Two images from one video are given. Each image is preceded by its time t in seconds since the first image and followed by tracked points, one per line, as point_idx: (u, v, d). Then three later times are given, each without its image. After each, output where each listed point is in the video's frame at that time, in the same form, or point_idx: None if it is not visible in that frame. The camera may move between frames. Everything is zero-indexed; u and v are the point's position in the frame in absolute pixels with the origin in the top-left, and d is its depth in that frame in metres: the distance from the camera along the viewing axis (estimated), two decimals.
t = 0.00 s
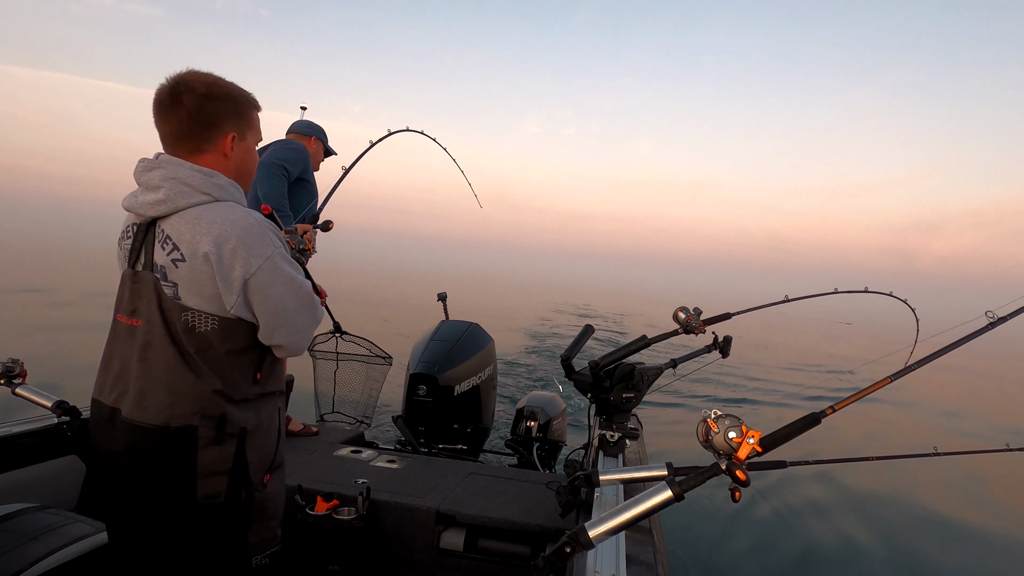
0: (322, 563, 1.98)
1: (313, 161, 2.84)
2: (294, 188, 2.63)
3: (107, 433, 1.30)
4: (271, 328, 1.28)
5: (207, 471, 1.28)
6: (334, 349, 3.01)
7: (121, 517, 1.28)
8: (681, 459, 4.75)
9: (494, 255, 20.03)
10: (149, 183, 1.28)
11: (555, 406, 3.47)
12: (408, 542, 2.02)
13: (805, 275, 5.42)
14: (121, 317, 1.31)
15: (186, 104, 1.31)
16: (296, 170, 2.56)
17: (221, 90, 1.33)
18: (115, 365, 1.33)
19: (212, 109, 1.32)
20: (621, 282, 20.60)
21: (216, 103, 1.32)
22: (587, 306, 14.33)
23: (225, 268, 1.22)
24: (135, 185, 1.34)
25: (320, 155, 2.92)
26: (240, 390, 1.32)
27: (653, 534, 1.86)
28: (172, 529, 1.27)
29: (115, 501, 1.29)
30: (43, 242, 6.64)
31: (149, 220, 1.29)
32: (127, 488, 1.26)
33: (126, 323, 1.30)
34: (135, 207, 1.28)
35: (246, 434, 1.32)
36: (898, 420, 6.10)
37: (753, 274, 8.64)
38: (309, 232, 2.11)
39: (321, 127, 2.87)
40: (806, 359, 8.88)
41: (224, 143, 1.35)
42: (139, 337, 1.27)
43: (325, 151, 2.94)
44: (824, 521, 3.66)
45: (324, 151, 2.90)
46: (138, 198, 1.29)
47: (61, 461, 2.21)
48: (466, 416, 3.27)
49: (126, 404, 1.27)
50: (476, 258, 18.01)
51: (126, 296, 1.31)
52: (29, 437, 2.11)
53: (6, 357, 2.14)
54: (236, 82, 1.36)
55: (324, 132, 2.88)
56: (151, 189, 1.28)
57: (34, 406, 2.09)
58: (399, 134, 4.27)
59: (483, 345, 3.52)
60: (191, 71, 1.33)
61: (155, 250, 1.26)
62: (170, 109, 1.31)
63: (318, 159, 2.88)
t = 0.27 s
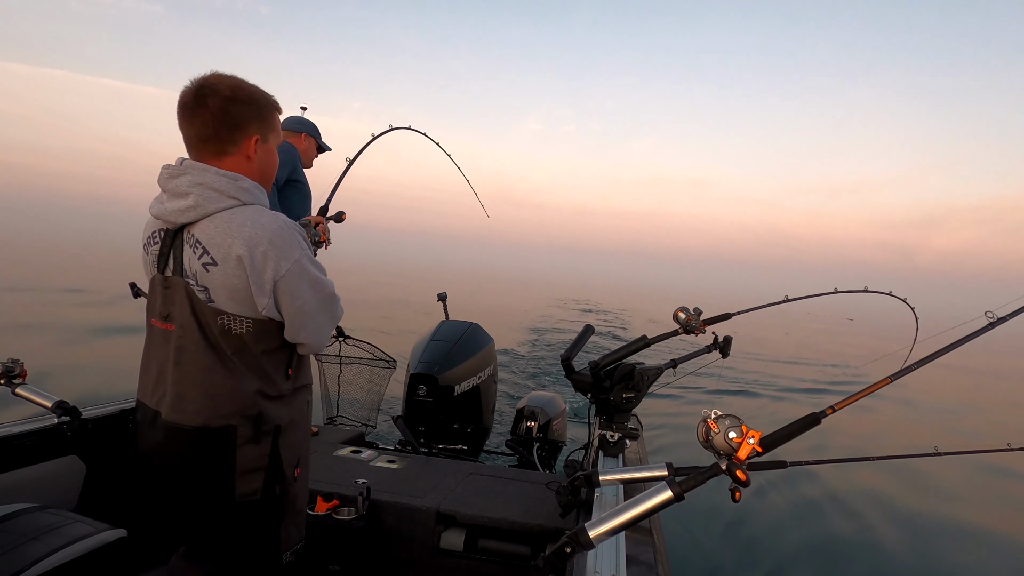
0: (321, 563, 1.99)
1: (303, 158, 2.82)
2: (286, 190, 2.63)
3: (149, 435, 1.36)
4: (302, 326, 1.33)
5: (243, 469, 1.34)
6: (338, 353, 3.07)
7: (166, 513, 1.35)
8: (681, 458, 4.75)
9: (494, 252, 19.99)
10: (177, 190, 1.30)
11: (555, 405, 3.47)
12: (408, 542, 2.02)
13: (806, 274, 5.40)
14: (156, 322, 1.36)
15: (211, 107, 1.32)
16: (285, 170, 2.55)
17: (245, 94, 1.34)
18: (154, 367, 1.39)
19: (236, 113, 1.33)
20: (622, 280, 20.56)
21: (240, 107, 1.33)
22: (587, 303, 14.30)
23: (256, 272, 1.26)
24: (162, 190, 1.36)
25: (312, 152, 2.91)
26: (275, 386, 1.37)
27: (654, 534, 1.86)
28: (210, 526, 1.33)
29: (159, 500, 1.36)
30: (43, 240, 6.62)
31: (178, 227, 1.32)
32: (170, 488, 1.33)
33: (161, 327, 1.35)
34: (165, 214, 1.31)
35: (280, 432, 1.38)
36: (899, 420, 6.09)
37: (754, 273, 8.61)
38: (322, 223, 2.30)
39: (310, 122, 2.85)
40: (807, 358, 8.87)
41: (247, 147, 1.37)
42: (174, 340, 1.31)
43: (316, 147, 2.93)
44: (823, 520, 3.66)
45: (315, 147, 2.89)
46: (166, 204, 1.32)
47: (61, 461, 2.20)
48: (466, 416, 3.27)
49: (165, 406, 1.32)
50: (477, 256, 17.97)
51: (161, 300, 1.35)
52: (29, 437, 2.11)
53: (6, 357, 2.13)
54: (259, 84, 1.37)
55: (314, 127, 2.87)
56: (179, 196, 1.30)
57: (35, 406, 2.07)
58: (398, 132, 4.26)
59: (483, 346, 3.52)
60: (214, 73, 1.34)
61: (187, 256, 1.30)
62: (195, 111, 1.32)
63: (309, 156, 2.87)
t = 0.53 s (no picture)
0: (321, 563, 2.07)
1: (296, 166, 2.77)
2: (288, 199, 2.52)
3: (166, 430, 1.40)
4: (310, 328, 1.34)
5: (257, 461, 1.36)
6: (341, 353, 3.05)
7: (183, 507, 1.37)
8: (682, 457, 4.74)
9: (494, 249, 19.96)
10: (190, 197, 1.33)
11: (555, 405, 3.47)
12: (408, 543, 2.02)
13: (807, 272, 5.38)
14: (173, 322, 1.40)
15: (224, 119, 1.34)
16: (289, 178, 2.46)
17: (257, 107, 1.35)
18: (171, 366, 1.42)
19: (247, 126, 1.35)
20: (623, 276, 20.54)
21: (252, 120, 1.34)
22: (587, 299, 14.25)
23: (265, 275, 1.27)
24: (178, 195, 1.39)
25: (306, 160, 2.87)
26: (285, 382, 1.38)
27: (654, 534, 1.86)
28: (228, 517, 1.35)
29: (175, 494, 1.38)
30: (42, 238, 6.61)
31: (191, 232, 1.34)
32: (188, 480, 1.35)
33: (177, 327, 1.39)
34: (179, 221, 1.34)
35: (290, 425, 1.40)
36: (900, 418, 6.09)
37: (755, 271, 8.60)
38: (335, 226, 2.25)
39: (303, 130, 2.82)
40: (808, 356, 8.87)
41: (257, 158, 1.38)
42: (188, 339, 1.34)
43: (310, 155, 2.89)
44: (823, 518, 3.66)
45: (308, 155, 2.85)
46: (181, 210, 1.34)
47: (61, 461, 2.20)
48: (467, 416, 3.27)
49: (181, 402, 1.36)
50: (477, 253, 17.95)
51: (177, 300, 1.38)
52: (28, 437, 2.10)
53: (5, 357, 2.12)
54: (271, 98, 1.38)
55: (307, 136, 2.84)
56: (192, 203, 1.33)
57: (34, 405, 2.06)
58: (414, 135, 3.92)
59: (483, 346, 3.52)
60: (227, 87, 1.36)
61: (199, 260, 1.32)
62: (209, 123, 1.34)
63: (305, 166, 2.82)
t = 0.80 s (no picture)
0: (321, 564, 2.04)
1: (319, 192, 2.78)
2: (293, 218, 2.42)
3: (190, 423, 1.41)
4: (329, 325, 1.38)
5: (285, 443, 1.39)
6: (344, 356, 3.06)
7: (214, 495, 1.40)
8: (682, 456, 4.74)
9: (494, 247, 19.95)
10: (212, 204, 1.36)
11: (555, 405, 3.47)
12: (408, 543, 2.02)
13: (808, 272, 5.37)
14: (193, 321, 1.42)
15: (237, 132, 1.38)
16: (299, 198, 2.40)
17: (268, 119, 1.39)
18: (190, 363, 1.43)
19: (259, 137, 1.38)
20: (623, 274, 20.52)
21: (263, 131, 1.38)
22: (589, 296, 14.23)
23: (287, 278, 1.31)
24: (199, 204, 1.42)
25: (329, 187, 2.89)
26: (304, 374, 1.42)
27: (654, 534, 1.86)
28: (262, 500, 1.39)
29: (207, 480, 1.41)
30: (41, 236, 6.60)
31: (213, 236, 1.37)
32: (221, 465, 1.39)
33: (198, 326, 1.41)
34: (202, 227, 1.37)
35: (313, 411, 1.44)
36: (900, 417, 6.09)
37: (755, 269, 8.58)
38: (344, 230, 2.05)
39: (328, 158, 2.86)
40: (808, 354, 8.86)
41: (270, 166, 1.41)
42: (211, 337, 1.37)
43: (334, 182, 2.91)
44: (824, 517, 3.66)
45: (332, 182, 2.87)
46: (203, 218, 1.38)
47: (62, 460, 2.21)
48: (467, 416, 3.27)
49: (206, 396, 1.38)
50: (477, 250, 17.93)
51: (199, 300, 1.40)
52: (29, 437, 2.10)
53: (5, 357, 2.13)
54: (281, 109, 1.42)
55: (329, 162, 2.87)
56: (214, 209, 1.36)
57: (34, 406, 2.06)
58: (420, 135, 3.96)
59: (483, 345, 3.52)
60: (241, 102, 1.40)
61: (221, 263, 1.35)
62: (222, 138, 1.39)
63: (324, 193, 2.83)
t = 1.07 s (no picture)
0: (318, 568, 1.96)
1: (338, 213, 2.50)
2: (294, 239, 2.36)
3: (230, 419, 1.48)
4: (369, 325, 1.55)
5: (321, 440, 1.51)
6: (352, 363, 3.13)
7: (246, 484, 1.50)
8: (682, 456, 4.74)
9: (494, 247, 19.93)
10: (267, 213, 1.48)
11: (555, 405, 3.47)
12: (408, 543, 2.02)
13: (807, 272, 5.37)
14: (234, 323, 1.49)
15: (286, 145, 1.53)
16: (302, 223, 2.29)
17: (313, 134, 1.56)
18: (229, 364, 1.50)
19: (307, 150, 1.54)
20: (623, 275, 20.50)
21: (311, 144, 1.54)
22: (589, 295, 14.21)
23: (340, 282, 1.46)
24: (246, 211, 1.52)
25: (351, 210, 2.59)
26: (342, 373, 1.56)
27: (654, 534, 1.86)
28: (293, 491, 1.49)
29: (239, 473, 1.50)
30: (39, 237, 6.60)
31: (263, 242, 1.47)
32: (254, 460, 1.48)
33: (240, 327, 1.48)
34: (253, 234, 1.47)
35: (346, 411, 1.57)
36: (900, 417, 6.09)
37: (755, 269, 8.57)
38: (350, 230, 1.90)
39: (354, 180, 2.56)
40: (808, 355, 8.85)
41: (315, 177, 1.57)
42: (258, 338, 1.46)
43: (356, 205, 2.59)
44: (822, 517, 3.67)
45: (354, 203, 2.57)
46: (253, 224, 1.48)
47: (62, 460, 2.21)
48: (467, 416, 3.27)
49: (251, 394, 1.46)
50: (476, 251, 17.91)
51: (242, 303, 1.49)
52: (29, 437, 2.10)
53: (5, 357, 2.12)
54: (323, 125, 1.57)
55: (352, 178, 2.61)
56: (268, 218, 1.47)
57: (34, 406, 2.06)
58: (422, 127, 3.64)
59: (483, 345, 3.52)
60: (287, 118, 1.57)
61: (273, 268, 1.46)
62: (272, 150, 1.53)
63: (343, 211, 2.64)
